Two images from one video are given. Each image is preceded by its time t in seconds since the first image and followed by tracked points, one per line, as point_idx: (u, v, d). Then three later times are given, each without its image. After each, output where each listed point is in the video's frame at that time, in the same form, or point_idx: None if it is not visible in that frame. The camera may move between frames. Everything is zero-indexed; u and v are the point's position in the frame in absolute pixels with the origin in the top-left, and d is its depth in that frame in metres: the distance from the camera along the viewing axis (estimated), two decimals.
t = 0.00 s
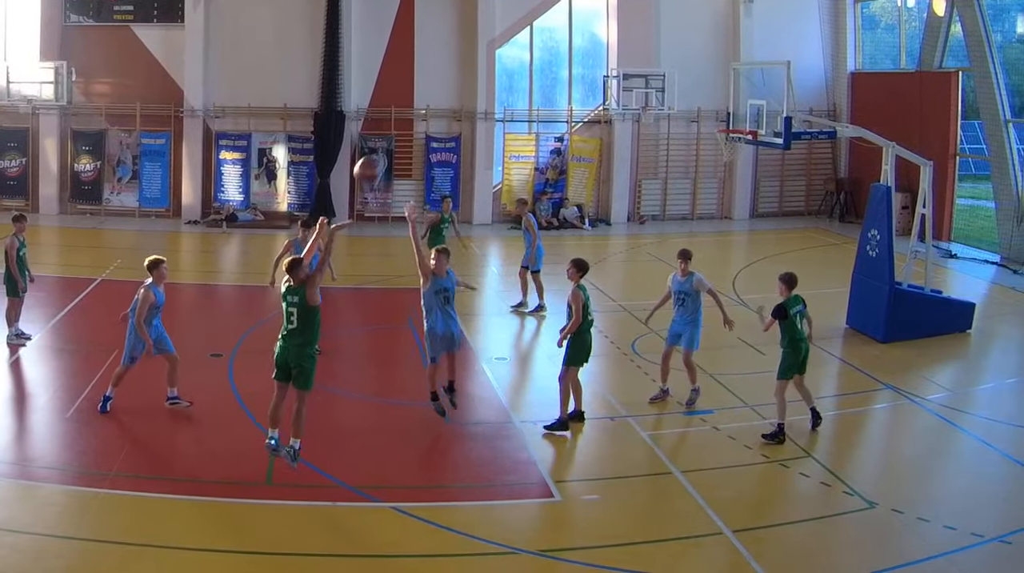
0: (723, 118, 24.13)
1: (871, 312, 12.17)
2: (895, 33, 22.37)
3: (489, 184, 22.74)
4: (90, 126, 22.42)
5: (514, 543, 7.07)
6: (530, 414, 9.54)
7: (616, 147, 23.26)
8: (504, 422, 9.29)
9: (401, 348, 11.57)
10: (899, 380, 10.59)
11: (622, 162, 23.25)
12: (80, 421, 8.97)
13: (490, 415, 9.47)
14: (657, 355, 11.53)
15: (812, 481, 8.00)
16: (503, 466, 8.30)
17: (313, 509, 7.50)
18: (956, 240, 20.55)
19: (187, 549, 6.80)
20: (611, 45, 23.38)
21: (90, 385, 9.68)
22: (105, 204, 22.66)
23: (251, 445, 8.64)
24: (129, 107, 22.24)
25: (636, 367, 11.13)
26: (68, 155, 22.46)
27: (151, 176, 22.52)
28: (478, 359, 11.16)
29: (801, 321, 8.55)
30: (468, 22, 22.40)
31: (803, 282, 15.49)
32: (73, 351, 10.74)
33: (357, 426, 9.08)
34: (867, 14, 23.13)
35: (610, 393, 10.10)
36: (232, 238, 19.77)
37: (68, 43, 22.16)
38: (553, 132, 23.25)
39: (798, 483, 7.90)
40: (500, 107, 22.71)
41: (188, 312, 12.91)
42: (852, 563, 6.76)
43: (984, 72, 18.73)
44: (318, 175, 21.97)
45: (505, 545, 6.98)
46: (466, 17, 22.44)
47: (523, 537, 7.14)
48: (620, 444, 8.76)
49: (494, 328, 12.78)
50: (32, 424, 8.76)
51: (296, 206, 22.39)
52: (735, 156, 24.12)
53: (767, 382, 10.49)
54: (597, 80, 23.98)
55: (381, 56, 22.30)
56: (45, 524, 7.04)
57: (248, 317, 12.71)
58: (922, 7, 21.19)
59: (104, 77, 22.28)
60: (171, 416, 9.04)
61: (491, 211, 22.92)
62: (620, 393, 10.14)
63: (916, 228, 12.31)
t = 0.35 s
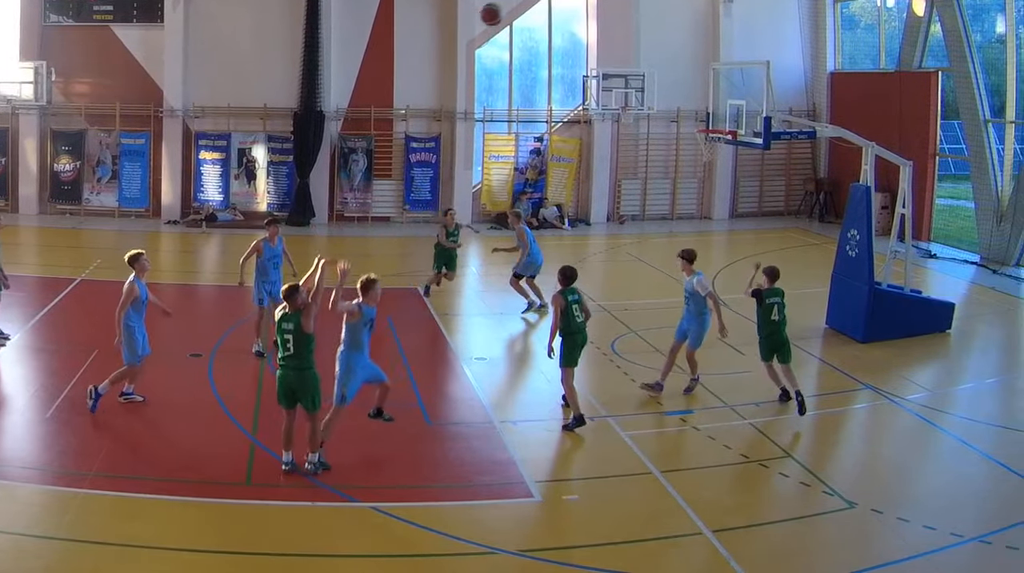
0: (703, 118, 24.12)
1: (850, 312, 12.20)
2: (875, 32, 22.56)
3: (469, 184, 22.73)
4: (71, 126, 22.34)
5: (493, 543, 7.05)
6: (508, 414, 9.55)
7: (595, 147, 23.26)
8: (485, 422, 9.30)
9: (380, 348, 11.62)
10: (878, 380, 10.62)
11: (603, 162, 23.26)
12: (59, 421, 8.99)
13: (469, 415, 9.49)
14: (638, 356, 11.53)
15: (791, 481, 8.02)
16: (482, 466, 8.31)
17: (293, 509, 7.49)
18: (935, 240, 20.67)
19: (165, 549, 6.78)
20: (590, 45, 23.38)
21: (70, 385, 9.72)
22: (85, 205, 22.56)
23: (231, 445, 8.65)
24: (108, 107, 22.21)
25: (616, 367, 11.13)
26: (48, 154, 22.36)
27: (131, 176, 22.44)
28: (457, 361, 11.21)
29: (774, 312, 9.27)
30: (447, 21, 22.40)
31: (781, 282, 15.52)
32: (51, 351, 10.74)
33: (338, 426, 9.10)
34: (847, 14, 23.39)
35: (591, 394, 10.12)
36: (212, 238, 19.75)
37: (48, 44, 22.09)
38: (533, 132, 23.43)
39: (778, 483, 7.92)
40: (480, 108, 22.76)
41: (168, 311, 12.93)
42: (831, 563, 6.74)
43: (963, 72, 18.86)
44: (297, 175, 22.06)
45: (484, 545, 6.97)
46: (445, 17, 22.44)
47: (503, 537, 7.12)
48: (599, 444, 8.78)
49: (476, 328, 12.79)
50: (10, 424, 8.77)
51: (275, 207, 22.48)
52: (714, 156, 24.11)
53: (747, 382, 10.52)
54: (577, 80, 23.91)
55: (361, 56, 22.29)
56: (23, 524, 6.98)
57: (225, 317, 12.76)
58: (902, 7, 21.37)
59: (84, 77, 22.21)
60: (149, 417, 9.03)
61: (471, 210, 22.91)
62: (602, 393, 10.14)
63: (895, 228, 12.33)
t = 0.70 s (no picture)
0: (703, 118, 24.12)
1: (850, 311, 12.20)
2: (875, 32, 22.53)
3: (469, 184, 22.72)
4: (71, 126, 22.34)
5: (493, 543, 7.05)
6: (509, 414, 9.55)
7: (595, 147, 23.25)
8: (485, 422, 9.31)
9: (380, 348, 11.62)
10: (878, 380, 10.62)
11: (603, 162, 23.26)
12: (59, 421, 9.00)
13: (469, 414, 9.49)
14: (637, 355, 11.53)
15: (791, 482, 8.02)
16: (482, 466, 8.31)
17: (293, 510, 7.49)
18: (935, 240, 20.65)
19: (164, 549, 6.77)
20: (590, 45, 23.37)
21: (70, 385, 9.72)
22: (85, 205, 22.56)
23: (230, 445, 8.65)
24: (108, 107, 22.21)
25: (616, 367, 11.14)
26: (48, 155, 22.37)
27: (131, 176, 22.43)
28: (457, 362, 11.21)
29: (742, 303, 10.29)
30: (447, 21, 22.40)
31: (781, 282, 15.52)
32: (50, 351, 10.74)
33: (338, 426, 9.11)
34: (847, 14, 23.38)
35: (591, 394, 10.13)
36: (212, 238, 19.74)
37: (48, 44, 22.08)
38: (533, 132, 23.42)
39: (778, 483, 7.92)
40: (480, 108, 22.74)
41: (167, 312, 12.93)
42: (831, 563, 6.73)
43: (963, 72, 18.84)
44: (297, 175, 22.06)
45: (484, 545, 6.97)
46: (445, 18, 22.44)
47: (503, 537, 7.13)
48: (598, 444, 8.78)
49: (475, 328, 12.79)
50: (11, 424, 8.77)
51: (274, 207, 22.47)
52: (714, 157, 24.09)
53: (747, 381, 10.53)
54: (576, 80, 23.91)
55: (360, 56, 22.28)
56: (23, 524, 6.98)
57: (225, 317, 12.77)
58: (902, 7, 21.34)
59: (83, 77, 22.21)
60: (149, 418, 9.03)
61: (470, 211, 22.94)
62: (602, 393, 10.15)
63: (895, 228, 12.33)
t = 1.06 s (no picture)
0: (703, 118, 24.10)
1: (850, 311, 12.20)
2: (875, 32, 22.54)
3: (469, 184, 22.73)
4: (71, 126, 22.33)
5: (493, 543, 7.05)
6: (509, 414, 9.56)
7: (595, 147, 23.25)
8: (485, 422, 9.31)
9: (380, 349, 11.62)
10: (878, 380, 10.62)
11: (603, 162, 23.25)
12: (59, 421, 9.00)
13: (468, 414, 9.50)
14: (637, 355, 11.53)
15: (791, 482, 8.02)
16: (482, 466, 8.31)
17: (293, 510, 7.49)
18: (935, 240, 20.65)
19: (164, 549, 6.77)
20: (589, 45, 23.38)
21: (70, 385, 9.72)
22: (85, 205, 22.56)
23: (231, 445, 8.65)
24: (108, 107, 22.21)
25: (616, 367, 11.14)
26: (48, 155, 22.36)
27: (130, 176, 22.43)
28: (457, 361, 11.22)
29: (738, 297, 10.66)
30: (447, 22, 22.41)
31: (781, 282, 15.53)
32: (50, 351, 10.74)
33: (339, 426, 9.11)
34: (847, 14, 23.38)
35: (592, 393, 10.14)
36: (212, 238, 19.74)
37: (48, 44, 22.08)
38: (533, 132, 23.42)
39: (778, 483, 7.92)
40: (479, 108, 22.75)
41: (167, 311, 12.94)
42: (832, 563, 6.73)
43: (963, 72, 18.83)
44: (297, 175, 22.06)
45: (485, 545, 6.96)
46: (445, 18, 22.44)
47: (503, 537, 7.13)
48: (598, 444, 8.79)
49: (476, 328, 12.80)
50: (11, 424, 8.77)
51: (275, 207, 22.46)
52: (714, 157, 24.09)
53: (747, 381, 10.53)
54: (576, 80, 23.91)
55: (360, 56, 22.28)
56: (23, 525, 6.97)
57: (226, 317, 12.76)
58: (902, 7, 21.34)
59: (83, 77, 22.21)
60: (150, 418, 9.03)
61: (470, 211, 22.95)
62: (602, 393, 10.16)
63: (895, 228, 12.33)
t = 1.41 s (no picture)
0: (703, 118, 24.10)
1: (850, 312, 12.20)
2: (875, 32, 22.54)
3: (468, 184, 22.74)
4: (71, 126, 22.32)
5: (493, 543, 7.05)
6: (509, 413, 9.56)
7: (595, 147, 23.25)
8: (484, 422, 9.31)
9: (380, 349, 11.61)
10: (878, 380, 10.62)
11: (603, 162, 23.26)
12: (59, 421, 9.00)
13: (467, 414, 9.50)
14: (638, 355, 11.52)
15: (792, 482, 8.02)
16: (483, 466, 8.31)
17: (293, 510, 7.49)
18: (935, 240, 20.65)
19: (164, 549, 6.77)
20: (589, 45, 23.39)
21: (69, 385, 9.72)
22: (85, 205, 22.55)
23: (231, 446, 8.65)
24: (108, 107, 22.21)
25: (616, 367, 11.14)
26: (48, 154, 22.36)
27: (130, 176, 22.43)
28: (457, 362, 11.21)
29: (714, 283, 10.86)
30: (447, 22, 22.40)
31: (780, 282, 15.53)
32: (49, 351, 10.73)
33: (338, 426, 9.11)
34: (847, 14, 23.39)
35: (591, 393, 10.14)
36: (212, 238, 19.74)
37: (48, 44, 22.08)
38: (533, 132, 23.42)
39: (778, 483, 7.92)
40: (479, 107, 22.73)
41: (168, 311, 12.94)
42: (832, 563, 6.73)
43: (963, 72, 18.83)
44: (297, 175, 22.07)
45: (486, 546, 6.96)
46: (445, 18, 22.45)
47: (504, 537, 7.13)
48: (597, 444, 8.78)
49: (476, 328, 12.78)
50: (10, 424, 8.77)
51: (275, 206, 22.46)
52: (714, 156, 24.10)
53: (748, 381, 10.52)
54: (576, 79, 23.92)
55: (360, 56, 22.28)
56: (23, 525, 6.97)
57: (226, 317, 12.75)
58: (902, 7, 21.34)
59: (82, 77, 22.21)
60: (150, 417, 9.03)
61: (469, 211, 22.95)
62: (602, 392, 10.16)
63: (895, 227, 12.33)
